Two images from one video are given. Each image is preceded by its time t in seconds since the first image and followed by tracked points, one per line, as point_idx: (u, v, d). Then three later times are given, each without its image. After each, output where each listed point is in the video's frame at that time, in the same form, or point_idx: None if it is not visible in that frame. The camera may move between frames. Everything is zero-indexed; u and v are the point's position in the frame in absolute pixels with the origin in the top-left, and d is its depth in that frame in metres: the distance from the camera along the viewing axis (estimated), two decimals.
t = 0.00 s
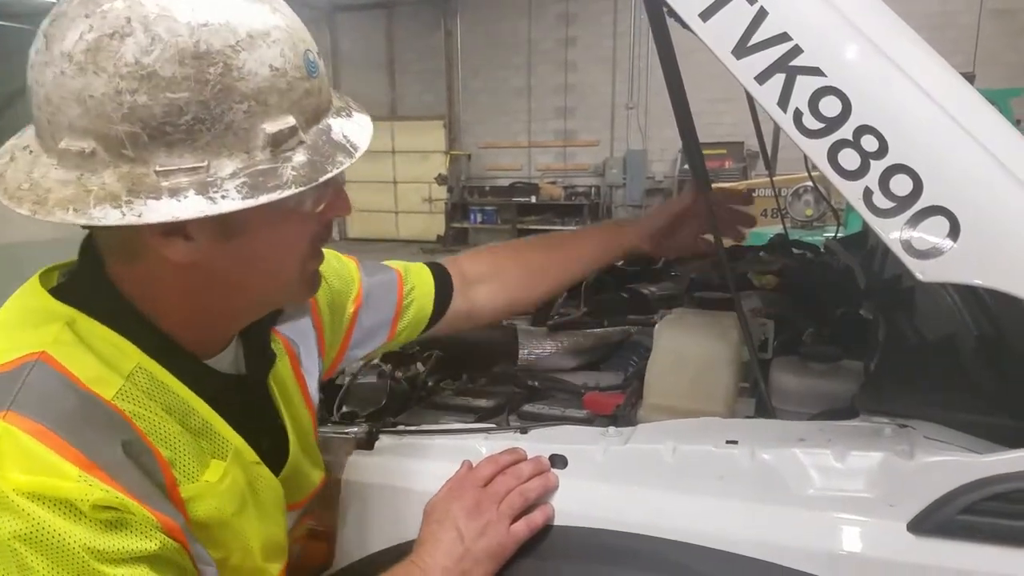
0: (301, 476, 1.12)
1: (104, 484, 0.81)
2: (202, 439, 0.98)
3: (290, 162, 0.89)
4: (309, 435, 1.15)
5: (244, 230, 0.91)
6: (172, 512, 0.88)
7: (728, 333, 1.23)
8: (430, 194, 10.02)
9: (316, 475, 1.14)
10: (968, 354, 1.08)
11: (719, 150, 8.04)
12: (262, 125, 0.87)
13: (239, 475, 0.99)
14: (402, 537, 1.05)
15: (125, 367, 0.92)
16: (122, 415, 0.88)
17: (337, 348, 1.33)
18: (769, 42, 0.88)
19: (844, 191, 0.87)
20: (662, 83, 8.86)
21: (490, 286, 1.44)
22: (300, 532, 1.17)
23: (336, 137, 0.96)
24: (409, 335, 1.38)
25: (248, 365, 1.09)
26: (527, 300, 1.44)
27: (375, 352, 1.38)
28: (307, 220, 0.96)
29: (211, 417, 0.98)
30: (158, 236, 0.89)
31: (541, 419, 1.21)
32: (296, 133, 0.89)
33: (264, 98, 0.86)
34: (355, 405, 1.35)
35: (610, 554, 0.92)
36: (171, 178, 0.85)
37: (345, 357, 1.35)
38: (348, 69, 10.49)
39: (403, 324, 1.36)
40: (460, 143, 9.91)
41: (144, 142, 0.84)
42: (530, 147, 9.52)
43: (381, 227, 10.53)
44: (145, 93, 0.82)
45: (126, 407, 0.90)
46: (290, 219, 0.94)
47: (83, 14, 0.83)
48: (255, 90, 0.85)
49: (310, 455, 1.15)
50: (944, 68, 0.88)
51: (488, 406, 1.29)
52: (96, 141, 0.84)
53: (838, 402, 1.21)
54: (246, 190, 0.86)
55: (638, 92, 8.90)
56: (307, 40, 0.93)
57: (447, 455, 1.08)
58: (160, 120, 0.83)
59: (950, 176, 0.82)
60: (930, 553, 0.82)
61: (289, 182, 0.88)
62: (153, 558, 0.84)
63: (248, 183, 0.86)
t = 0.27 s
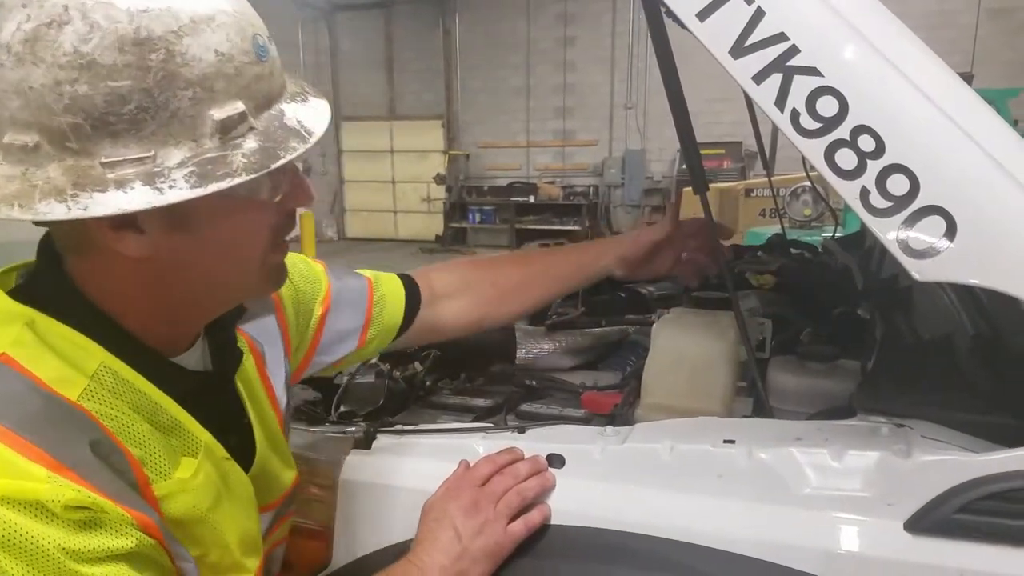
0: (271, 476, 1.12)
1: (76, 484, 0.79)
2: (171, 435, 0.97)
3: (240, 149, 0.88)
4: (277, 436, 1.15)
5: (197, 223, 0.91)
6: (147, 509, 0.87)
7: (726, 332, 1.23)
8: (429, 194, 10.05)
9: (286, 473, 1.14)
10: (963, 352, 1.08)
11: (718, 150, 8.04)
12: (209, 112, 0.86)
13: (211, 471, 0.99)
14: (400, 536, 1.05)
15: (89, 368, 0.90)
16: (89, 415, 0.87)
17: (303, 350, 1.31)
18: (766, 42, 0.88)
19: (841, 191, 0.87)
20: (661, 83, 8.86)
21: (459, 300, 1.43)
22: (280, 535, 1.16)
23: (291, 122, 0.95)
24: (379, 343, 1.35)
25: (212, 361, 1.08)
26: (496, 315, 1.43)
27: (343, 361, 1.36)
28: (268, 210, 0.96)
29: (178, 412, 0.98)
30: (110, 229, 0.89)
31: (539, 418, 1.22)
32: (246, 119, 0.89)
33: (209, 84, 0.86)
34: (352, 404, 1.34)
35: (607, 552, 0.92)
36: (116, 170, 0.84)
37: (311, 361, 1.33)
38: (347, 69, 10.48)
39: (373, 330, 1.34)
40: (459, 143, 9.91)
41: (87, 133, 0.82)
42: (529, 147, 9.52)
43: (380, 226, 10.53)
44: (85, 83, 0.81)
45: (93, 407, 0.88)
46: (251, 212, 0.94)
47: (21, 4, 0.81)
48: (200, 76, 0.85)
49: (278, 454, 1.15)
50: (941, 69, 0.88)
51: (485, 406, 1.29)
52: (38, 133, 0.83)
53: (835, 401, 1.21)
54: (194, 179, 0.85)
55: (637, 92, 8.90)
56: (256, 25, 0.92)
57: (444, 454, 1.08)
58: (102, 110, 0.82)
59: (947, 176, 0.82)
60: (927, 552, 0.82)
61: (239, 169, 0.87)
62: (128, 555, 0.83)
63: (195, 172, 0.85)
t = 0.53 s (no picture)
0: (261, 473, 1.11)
1: (66, 487, 0.75)
2: (157, 437, 0.93)
3: (213, 145, 0.84)
4: (259, 435, 1.12)
5: (174, 222, 0.86)
6: (138, 510, 0.83)
7: (727, 331, 1.23)
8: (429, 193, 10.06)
9: (273, 473, 1.13)
10: (965, 352, 1.08)
11: (718, 150, 8.04)
12: (179, 108, 0.81)
13: (198, 473, 0.95)
14: (400, 534, 1.05)
15: (69, 370, 0.86)
16: (76, 417, 0.83)
17: (285, 346, 1.27)
18: (769, 40, 0.88)
19: (842, 189, 0.87)
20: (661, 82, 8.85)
21: (443, 297, 1.39)
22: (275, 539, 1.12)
23: (265, 115, 0.90)
24: (363, 340, 1.32)
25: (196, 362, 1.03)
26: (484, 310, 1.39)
27: (326, 357, 1.32)
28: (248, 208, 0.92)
29: (161, 414, 0.94)
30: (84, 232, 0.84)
31: (539, 416, 1.21)
32: (217, 114, 0.84)
33: (179, 79, 0.81)
34: (352, 403, 1.33)
35: (608, 551, 0.92)
36: (86, 171, 0.80)
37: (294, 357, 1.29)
38: (347, 68, 10.47)
39: (357, 326, 1.30)
40: (459, 142, 9.90)
41: (54, 134, 0.78)
42: (529, 146, 9.51)
43: (380, 226, 10.52)
44: (48, 83, 0.76)
45: (77, 410, 0.85)
46: (232, 210, 0.90)
47: None
48: (168, 71, 0.80)
49: (264, 454, 1.13)
50: (943, 67, 0.88)
51: (486, 404, 1.29)
52: (4, 136, 0.79)
53: (835, 399, 1.21)
54: (166, 179, 0.81)
55: (637, 91, 8.90)
56: (223, 15, 0.86)
57: (445, 453, 1.08)
58: (67, 111, 0.77)
59: (949, 175, 0.82)
60: (930, 552, 0.82)
61: (213, 167, 0.83)
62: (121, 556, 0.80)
63: (167, 171, 0.81)
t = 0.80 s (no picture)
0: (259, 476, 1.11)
1: (68, 493, 0.75)
2: (156, 442, 0.93)
3: (206, 149, 0.84)
4: (255, 438, 1.12)
5: (166, 226, 0.86)
6: (141, 513, 0.83)
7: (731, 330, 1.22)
8: (433, 191, 10.06)
9: (269, 476, 1.13)
10: (969, 352, 1.07)
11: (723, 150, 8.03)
12: (171, 111, 0.81)
13: (198, 479, 0.95)
14: (404, 533, 1.05)
15: (67, 375, 0.85)
16: (75, 423, 0.82)
17: (280, 347, 1.27)
18: (774, 39, 0.88)
19: (847, 189, 0.87)
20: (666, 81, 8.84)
21: (441, 302, 1.39)
22: (274, 541, 1.13)
23: (258, 117, 0.90)
24: (357, 345, 1.31)
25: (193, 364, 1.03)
26: (484, 316, 1.39)
27: (322, 360, 1.32)
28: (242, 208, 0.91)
29: (160, 419, 0.93)
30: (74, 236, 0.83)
31: (543, 416, 1.21)
32: (211, 117, 0.84)
33: (171, 82, 0.81)
34: (357, 403, 1.35)
35: (612, 550, 0.93)
36: (77, 177, 0.79)
37: (289, 359, 1.29)
38: (351, 67, 10.48)
39: (352, 331, 1.29)
40: (463, 141, 9.90)
41: (43, 138, 0.78)
42: (533, 145, 9.51)
43: (384, 225, 10.53)
44: (37, 86, 0.75)
45: (77, 414, 0.84)
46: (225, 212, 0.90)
47: None
48: (159, 73, 0.80)
49: (262, 460, 1.13)
50: (948, 67, 0.88)
51: (490, 404, 1.29)
52: None
53: (839, 399, 1.21)
54: (159, 184, 0.81)
55: (641, 90, 8.89)
56: (216, 15, 0.87)
57: (449, 452, 1.08)
58: (56, 114, 0.77)
59: (955, 175, 0.82)
60: (934, 553, 0.82)
61: (206, 172, 0.83)
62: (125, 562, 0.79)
63: (161, 176, 0.81)
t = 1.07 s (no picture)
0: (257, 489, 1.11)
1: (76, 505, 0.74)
2: (159, 453, 0.92)
3: (233, 157, 0.85)
4: (254, 451, 1.12)
5: (180, 234, 0.86)
6: (145, 523, 0.82)
7: (733, 330, 1.22)
8: (436, 193, 10.08)
9: (268, 489, 1.13)
10: (972, 352, 1.08)
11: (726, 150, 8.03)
12: (200, 117, 0.82)
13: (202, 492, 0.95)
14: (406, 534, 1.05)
15: (73, 385, 0.85)
16: (80, 434, 0.82)
17: (279, 357, 1.25)
18: (776, 40, 0.88)
19: (850, 189, 0.87)
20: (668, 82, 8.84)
21: (444, 318, 1.36)
22: (273, 555, 1.13)
23: (282, 128, 0.91)
24: (357, 358, 1.28)
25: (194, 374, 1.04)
26: (487, 332, 1.37)
27: (321, 373, 1.29)
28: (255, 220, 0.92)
29: (163, 430, 0.93)
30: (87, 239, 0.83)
31: (546, 416, 1.21)
32: (237, 125, 0.85)
33: (200, 88, 0.82)
34: (360, 403, 1.35)
35: (615, 550, 0.93)
36: (102, 179, 0.79)
37: (288, 369, 1.27)
38: (354, 68, 10.50)
39: (351, 344, 1.26)
40: (466, 142, 9.91)
41: (69, 139, 0.77)
42: (536, 146, 9.51)
43: (386, 226, 10.54)
44: (67, 86, 0.75)
45: (81, 425, 0.83)
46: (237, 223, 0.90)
47: None
48: (190, 79, 0.81)
49: (261, 471, 1.13)
50: (950, 67, 0.88)
51: (493, 405, 1.29)
52: (14, 139, 0.77)
53: (841, 400, 1.21)
54: (186, 190, 0.81)
55: (644, 91, 8.89)
56: (245, 26, 0.88)
57: (452, 452, 1.09)
58: (85, 115, 0.77)
59: (957, 175, 0.82)
60: (937, 553, 0.82)
61: (233, 180, 0.84)
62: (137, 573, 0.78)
63: (187, 182, 0.81)
